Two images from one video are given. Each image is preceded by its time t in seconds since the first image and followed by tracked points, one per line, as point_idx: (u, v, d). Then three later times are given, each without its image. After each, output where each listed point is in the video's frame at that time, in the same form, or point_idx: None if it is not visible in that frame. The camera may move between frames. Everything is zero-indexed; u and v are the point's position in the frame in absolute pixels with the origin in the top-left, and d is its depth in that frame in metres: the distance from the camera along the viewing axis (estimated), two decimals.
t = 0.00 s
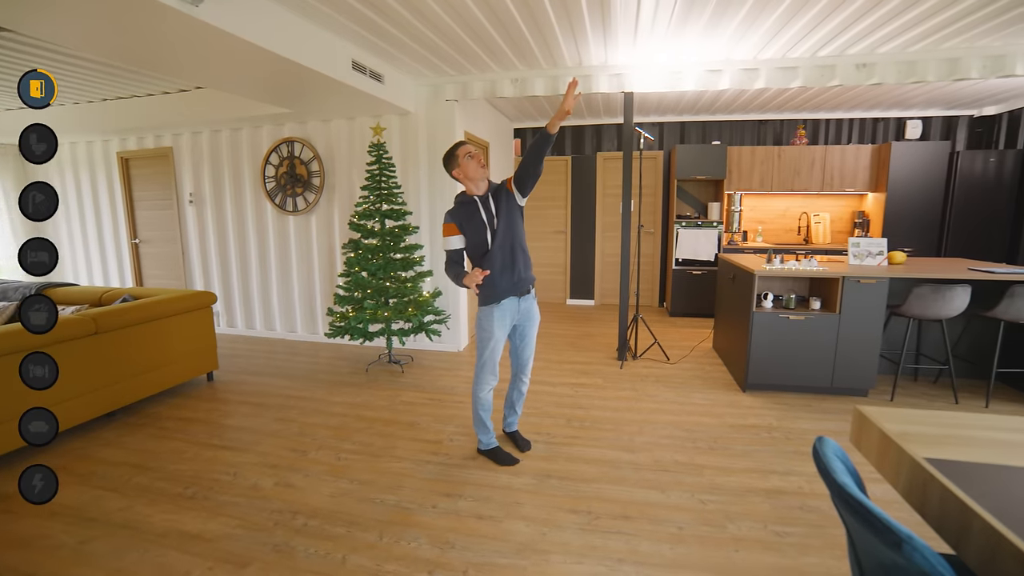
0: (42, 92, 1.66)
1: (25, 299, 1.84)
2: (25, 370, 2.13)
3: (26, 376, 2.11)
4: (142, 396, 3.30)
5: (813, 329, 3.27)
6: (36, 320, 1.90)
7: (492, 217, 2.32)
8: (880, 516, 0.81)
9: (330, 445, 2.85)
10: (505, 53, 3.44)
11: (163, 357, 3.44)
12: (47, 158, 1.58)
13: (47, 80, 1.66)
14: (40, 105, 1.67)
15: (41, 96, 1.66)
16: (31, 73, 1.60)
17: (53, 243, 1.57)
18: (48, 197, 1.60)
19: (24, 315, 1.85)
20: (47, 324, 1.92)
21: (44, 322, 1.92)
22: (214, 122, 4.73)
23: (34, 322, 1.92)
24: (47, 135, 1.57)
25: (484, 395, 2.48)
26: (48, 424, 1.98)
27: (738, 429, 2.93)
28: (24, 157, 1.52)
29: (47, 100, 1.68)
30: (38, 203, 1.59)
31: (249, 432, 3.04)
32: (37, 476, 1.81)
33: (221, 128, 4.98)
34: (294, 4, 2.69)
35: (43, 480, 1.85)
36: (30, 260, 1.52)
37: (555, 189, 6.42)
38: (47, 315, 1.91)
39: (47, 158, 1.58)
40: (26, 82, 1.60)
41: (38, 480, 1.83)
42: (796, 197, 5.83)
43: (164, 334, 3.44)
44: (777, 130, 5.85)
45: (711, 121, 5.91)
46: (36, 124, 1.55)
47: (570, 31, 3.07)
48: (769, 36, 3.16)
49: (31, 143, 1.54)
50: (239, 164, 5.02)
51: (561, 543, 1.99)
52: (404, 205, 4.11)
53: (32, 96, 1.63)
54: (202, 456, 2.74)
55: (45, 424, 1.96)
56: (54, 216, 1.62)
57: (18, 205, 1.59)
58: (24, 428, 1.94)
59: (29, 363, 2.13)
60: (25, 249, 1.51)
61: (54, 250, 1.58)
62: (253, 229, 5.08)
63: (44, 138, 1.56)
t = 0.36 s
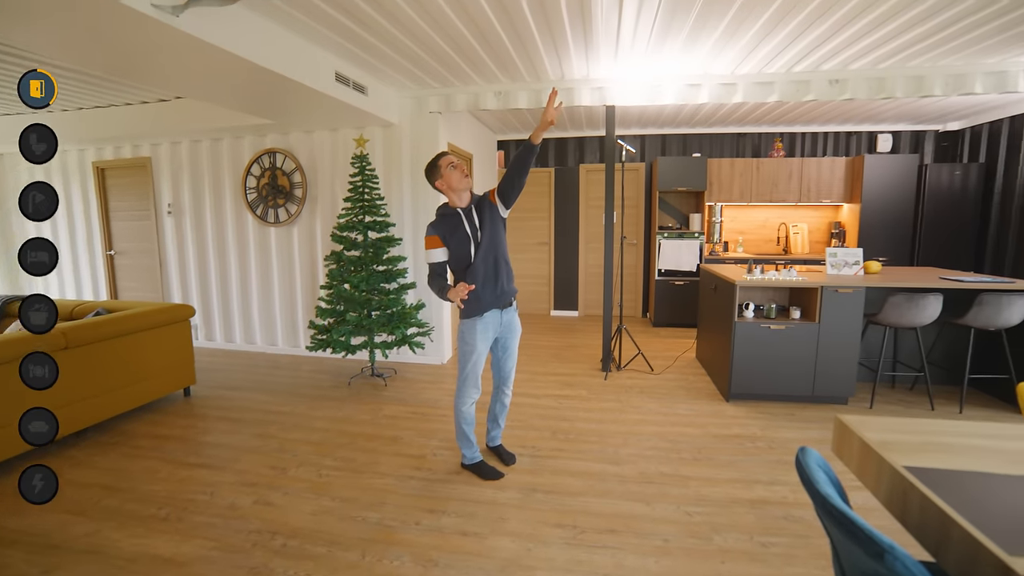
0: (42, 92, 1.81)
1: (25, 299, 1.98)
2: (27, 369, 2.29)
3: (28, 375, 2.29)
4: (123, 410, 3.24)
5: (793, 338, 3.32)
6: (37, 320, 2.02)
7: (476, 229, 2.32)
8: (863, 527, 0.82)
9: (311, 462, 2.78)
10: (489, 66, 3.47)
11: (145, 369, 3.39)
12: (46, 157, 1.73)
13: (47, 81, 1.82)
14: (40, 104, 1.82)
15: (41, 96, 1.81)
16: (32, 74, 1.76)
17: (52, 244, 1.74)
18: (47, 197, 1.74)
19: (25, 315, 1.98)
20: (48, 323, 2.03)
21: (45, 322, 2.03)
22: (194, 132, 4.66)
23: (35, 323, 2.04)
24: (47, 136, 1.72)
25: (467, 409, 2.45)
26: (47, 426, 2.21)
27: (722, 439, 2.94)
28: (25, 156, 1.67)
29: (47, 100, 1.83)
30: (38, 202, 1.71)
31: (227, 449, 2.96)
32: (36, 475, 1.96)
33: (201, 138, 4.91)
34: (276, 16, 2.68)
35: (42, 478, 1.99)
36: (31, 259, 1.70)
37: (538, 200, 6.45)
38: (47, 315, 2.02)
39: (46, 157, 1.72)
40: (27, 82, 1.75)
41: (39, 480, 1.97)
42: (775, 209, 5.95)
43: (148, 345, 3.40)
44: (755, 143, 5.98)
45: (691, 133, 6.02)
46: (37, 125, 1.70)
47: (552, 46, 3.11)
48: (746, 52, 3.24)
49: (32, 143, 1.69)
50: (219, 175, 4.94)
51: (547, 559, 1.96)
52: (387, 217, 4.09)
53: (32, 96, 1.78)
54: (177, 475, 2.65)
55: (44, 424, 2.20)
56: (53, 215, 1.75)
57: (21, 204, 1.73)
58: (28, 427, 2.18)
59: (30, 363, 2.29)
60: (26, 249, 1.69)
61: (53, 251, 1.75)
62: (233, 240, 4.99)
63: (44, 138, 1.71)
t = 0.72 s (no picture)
0: (42, 92, 1.77)
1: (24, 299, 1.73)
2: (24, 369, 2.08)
3: (26, 375, 2.08)
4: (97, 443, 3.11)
5: (779, 360, 3.35)
6: (37, 323, 1.77)
7: (462, 254, 2.33)
8: (853, 554, 0.81)
9: (293, 493, 2.70)
10: (475, 93, 3.53)
11: (124, 400, 3.29)
12: (46, 157, 1.69)
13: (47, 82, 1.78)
14: (40, 105, 1.78)
15: (41, 96, 1.76)
16: (32, 73, 1.73)
17: (52, 243, 1.73)
18: (48, 197, 1.70)
19: (23, 316, 1.73)
20: (49, 327, 1.79)
21: (45, 325, 1.78)
22: (180, 157, 4.65)
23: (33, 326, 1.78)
24: (46, 135, 1.69)
25: (455, 436, 2.40)
26: (46, 425, 2.16)
27: (712, 463, 2.92)
28: (25, 154, 1.62)
29: (47, 101, 1.79)
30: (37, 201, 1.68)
31: (206, 481, 2.86)
32: (37, 474, 1.91)
33: (186, 163, 4.89)
34: (264, 43, 2.71)
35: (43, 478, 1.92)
36: (31, 259, 1.68)
37: (524, 225, 6.50)
38: (48, 316, 1.78)
39: (46, 158, 1.68)
40: (26, 81, 1.72)
41: (38, 480, 1.91)
42: (757, 232, 6.06)
43: (127, 376, 3.32)
44: (737, 168, 6.13)
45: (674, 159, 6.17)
46: (36, 125, 1.67)
47: (538, 73, 3.18)
48: (726, 80, 3.35)
49: (32, 143, 1.65)
50: (204, 200, 4.91)
51: None
52: (373, 243, 4.08)
53: (32, 95, 1.74)
54: (151, 510, 2.54)
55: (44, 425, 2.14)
56: (52, 216, 1.70)
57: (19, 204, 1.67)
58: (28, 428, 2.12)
59: (28, 362, 2.08)
60: (26, 248, 1.67)
61: (53, 250, 1.73)
62: (216, 265, 4.93)
63: (44, 138, 1.67)
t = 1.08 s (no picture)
0: (42, 92, 1.89)
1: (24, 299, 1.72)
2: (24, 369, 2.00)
3: (27, 375, 2.03)
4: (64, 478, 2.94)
5: (768, 383, 3.35)
6: (37, 322, 1.76)
7: (449, 281, 2.32)
8: None
9: (275, 528, 2.60)
10: (462, 120, 3.59)
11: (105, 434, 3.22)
12: (46, 158, 1.73)
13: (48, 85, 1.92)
14: (40, 105, 1.89)
15: (40, 96, 1.88)
16: (31, 75, 1.88)
17: (52, 244, 1.73)
18: (47, 197, 1.71)
19: (24, 316, 1.72)
20: (49, 326, 1.78)
21: (45, 324, 1.76)
22: (166, 183, 4.62)
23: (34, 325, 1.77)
24: (47, 137, 1.74)
25: (444, 465, 2.35)
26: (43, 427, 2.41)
27: (703, 489, 2.88)
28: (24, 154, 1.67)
29: (46, 101, 1.90)
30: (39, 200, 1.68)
31: (183, 517, 2.75)
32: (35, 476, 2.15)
33: (172, 189, 4.86)
34: (252, 72, 2.74)
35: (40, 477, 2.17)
36: (31, 259, 1.68)
37: (512, 251, 6.54)
38: (48, 315, 1.76)
39: (45, 158, 1.73)
40: (27, 82, 1.86)
41: (38, 481, 2.14)
42: (742, 256, 6.15)
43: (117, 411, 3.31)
44: (721, 194, 6.26)
45: (659, 185, 6.29)
46: (38, 126, 1.73)
47: (524, 101, 3.25)
48: (707, 108, 3.44)
49: (32, 144, 1.70)
50: (189, 226, 4.87)
51: None
52: (361, 269, 4.07)
53: (32, 95, 1.87)
54: (123, 550, 2.43)
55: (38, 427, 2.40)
56: (52, 216, 1.71)
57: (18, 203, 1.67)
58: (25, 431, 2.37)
59: (28, 363, 1.99)
60: (26, 248, 1.67)
61: (53, 250, 1.73)
62: (200, 292, 4.86)
63: (44, 138, 1.73)
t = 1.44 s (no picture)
0: (42, 92, 1.84)
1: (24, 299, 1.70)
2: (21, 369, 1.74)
3: (24, 376, 1.75)
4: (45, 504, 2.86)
5: (757, 407, 3.36)
6: (37, 322, 1.72)
7: (445, 306, 2.31)
8: None
9: (255, 560, 2.51)
10: (453, 146, 3.64)
11: (96, 452, 3.20)
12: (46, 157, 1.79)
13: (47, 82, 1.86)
14: (41, 105, 1.84)
15: (41, 96, 1.83)
16: (32, 74, 1.81)
17: (52, 244, 1.72)
18: (48, 197, 1.71)
19: (24, 315, 1.69)
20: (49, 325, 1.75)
21: (45, 324, 1.73)
22: (153, 205, 4.60)
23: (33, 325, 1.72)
24: (48, 137, 1.80)
25: (435, 493, 2.29)
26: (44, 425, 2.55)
27: (695, 516, 2.85)
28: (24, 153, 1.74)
29: (47, 101, 1.85)
30: (38, 200, 1.67)
31: (159, 550, 2.64)
32: (36, 477, 2.37)
33: (159, 212, 4.83)
34: (245, 97, 2.76)
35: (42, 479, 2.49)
36: (31, 259, 1.66)
37: (502, 275, 6.56)
38: (48, 315, 1.74)
39: (44, 158, 1.79)
40: (27, 81, 1.80)
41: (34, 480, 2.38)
42: (730, 279, 6.24)
43: (111, 430, 3.31)
44: (707, 219, 6.38)
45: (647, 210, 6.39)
46: (39, 126, 1.79)
47: (514, 128, 3.31)
48: (693, 136, 3.54)
49: (32, 143, 1.77)
50: (176, 249, 4.82)
51: None
52: (349, 292, 4.04)
53: (32, 95, 1.82)
54: None
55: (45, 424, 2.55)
56: (52, 216, 1.69)
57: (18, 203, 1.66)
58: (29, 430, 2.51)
59: (28, 361, 1.75)
60: (26, 248, 1.66)
61: (53, 250, 1.72)
62: (185, 315, 4.78)
63: (44, 139, 1.80)
